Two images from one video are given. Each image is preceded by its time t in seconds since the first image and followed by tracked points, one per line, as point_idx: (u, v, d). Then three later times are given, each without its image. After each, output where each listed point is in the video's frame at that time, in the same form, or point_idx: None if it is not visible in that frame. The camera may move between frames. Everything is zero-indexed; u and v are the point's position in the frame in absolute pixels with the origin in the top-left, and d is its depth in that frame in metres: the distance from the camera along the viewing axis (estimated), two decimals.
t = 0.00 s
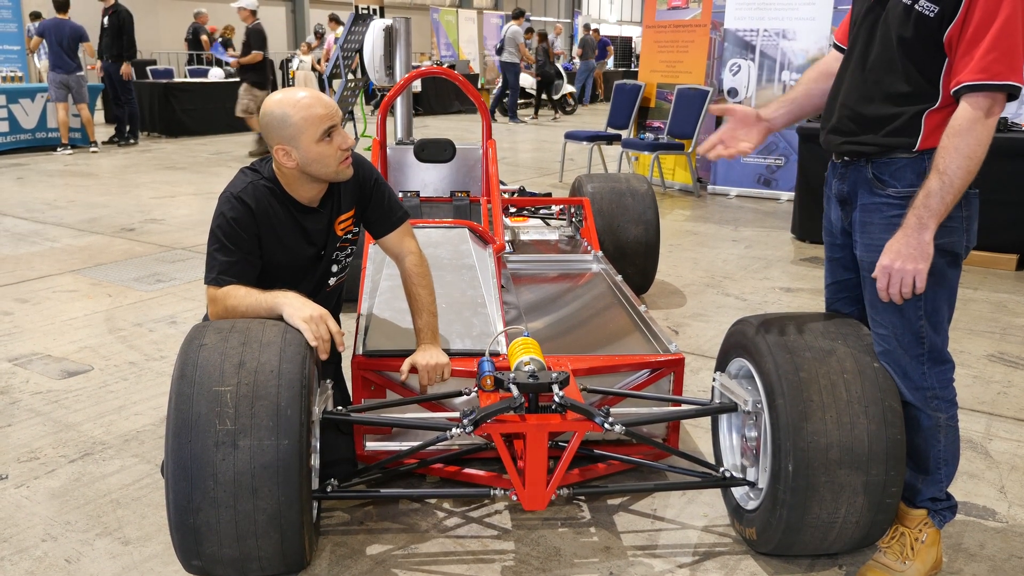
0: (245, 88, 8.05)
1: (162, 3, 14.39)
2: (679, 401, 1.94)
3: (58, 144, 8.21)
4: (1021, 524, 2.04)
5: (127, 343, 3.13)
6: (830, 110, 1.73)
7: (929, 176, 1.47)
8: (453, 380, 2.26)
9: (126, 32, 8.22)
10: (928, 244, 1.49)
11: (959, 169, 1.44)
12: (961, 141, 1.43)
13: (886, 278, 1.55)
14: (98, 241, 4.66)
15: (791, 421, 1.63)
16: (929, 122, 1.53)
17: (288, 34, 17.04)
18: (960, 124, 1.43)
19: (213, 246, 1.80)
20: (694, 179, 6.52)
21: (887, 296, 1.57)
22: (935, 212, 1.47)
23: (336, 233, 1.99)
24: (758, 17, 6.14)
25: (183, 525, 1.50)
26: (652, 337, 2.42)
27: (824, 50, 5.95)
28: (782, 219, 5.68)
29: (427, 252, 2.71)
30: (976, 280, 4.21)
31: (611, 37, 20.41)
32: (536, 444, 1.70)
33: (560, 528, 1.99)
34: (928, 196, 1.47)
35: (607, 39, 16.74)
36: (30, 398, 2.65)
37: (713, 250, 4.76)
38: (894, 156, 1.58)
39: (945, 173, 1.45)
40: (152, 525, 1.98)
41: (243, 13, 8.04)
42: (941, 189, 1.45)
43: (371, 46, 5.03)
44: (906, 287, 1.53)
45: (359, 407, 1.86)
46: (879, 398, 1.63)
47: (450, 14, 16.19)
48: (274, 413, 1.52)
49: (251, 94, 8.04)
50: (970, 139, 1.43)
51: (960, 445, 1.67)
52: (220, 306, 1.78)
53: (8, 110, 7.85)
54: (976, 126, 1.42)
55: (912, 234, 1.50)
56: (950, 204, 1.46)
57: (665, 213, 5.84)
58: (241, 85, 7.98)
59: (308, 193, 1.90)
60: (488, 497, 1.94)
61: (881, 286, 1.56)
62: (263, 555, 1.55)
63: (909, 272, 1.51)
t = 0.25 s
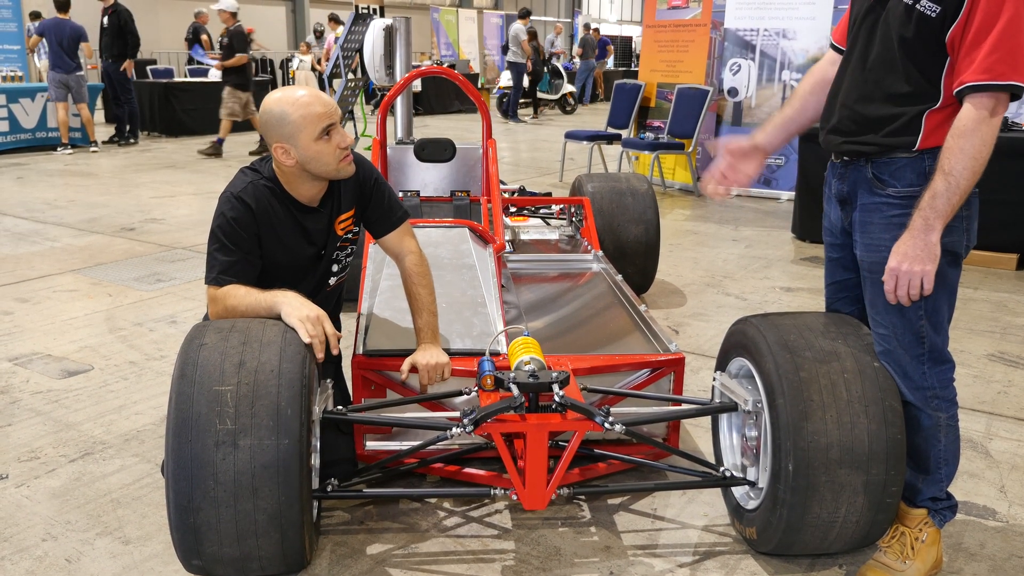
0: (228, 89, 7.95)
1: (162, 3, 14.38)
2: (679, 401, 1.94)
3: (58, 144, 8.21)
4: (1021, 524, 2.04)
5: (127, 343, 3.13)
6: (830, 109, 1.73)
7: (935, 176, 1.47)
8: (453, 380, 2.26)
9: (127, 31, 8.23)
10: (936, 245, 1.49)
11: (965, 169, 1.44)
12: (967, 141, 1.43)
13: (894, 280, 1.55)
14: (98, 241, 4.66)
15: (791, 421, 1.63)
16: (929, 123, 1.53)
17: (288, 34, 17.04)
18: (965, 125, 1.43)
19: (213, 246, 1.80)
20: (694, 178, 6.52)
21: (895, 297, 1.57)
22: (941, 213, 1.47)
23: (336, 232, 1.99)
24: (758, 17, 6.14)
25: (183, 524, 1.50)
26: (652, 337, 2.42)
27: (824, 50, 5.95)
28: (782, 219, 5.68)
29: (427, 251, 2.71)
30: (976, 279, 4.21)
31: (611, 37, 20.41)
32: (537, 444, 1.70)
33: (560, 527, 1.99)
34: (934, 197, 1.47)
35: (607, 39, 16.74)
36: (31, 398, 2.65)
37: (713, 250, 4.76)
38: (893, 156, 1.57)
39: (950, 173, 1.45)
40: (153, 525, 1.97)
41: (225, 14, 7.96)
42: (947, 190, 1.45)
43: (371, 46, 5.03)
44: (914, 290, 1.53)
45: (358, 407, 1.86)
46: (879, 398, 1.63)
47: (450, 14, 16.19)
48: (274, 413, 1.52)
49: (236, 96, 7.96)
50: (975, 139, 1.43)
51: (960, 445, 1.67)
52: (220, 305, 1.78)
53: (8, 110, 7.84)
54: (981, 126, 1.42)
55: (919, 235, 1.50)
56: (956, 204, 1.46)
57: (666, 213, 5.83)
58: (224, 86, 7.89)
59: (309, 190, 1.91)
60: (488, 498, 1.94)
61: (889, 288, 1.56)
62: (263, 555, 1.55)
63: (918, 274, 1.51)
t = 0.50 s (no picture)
0: (208, 88, 8.26)
1: (161, 2, 14.38)
2: (679, 400, 1.94)
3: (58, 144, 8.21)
4: (1022, 524, 2.04)
5: (127, 343, 3.13)
6: (830, 111, 1.73)
7: (933, 176, 1.47)
8: (453, 380, 2.26)
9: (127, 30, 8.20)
10: (934, 245, 1.50)
11: (962, 169, 1.43)
12: (963, 142, 1.42)
13: (893, 280, 1.56)
14: (98, 241, 4.66)
15: (791, 421, 1.63)
16: (927, 123, 1.52)
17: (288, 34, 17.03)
18: (961, 125, 1.42)
19: (213, 245, 1.80)
20: (694, 178, 6.52)
21: (894, 297, 1.58)
22: (939, 213, 1.47)
23: (336, 232, 1.99)
24: (758, 17, 6.14)
25: (182, 524, 1.50)
26: (652, 337, 2.42)
27: (824, 50, 5.95)
28: (782, 219, 5.68)
29: (427, 251, 2.71)
30: (976, 279, 4.21)
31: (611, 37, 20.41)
32: (536, 444, 1.70)
33: (560, 527, 1.99)
34: (931, 198, 1.47)
35: (607, 39, 16.73)
36: (30, 398, 2.65)
37: (713, 250, 4.76)
38: (892, 156, 1.57)
39: (947, 174, 1.45)
40: (153, 524, 1.98)
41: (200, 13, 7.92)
42: (944, 191, 1.45)
43: (371, 46, 5.03)
44: (913, 290, 1.54)
45: (359, 407, 1.86)
46: (879, 398, 1.63)
47: (450, 14, 16.19)
48: (274, 413, 1.52)
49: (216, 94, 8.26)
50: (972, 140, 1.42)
51: (960, 445, 1.67)
52: (220, 305, 1.78)
53: (8, 109, 7.84)
54: (977, 127, 1.42)
55: (917, 235, 1.50)
56: (954, 204, 1.46)
57: (665, 213, 5.83)
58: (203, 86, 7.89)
59: (301, 195, 1.91)
60: (488, 497, 1.94)
61: (887, 288, 1.57)
62: (263, 555, 1.55)
63: (915, 274, 1.52)
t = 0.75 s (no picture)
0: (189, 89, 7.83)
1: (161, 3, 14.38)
2: (679, 401, 1.94)
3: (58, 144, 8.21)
4: (1021, 524, 2.04)
5: (127, 343, 3.13)
6: (830, 111, 1.73)
7: (921, 175, 1.48)
8: (453, 380, 2.26)
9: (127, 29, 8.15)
10: (921, 244, 1.50)
11: (950, 169, 1.44)
12: (952, 142, 1.43)
13: (880, 278, 1.57)
14: (98, 241, 4.66)
15: (791, 421, 1.63)
16: (923, 124, 1.52)
17: (288, 34, 17.04)
18: (951, 125, 1.42)
19: (213, 246, 1.80)
20: (694, 179, 6.52)
21: (881, 295, 1.59)
22: (926, 213, 1.48)
23: (336, 232, 1.99)
24: (758, 17, 6.14)
25: (183, 524, 1.50)
26: (652, 337, 2.42)
27: (824, 50, 5.95)
28: (782, 219, 5.68)
29: (427, 251, 2.72)
30: (975, 280, 4.21)
31: (611, 37, 20.41)
32: (536, 444, 1.70)
33: (560, 528, 1.99)
34: (919, 197, 1.48)
35: (607, 39, 16.74)
36: (30, 398, 2.65)
37: (713, 250, 4.76)
38: (891, 156, 1.57)
39: (935, 173, 1.45)
40: (153, 525, 1.98)
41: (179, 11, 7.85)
42: (931, 190, 1.46)
43: (371, 46, 5.03)
44: (898, 288, 1.55)
45: (359, 407, 1.86)
46: (879, 398, 1.63)
47: (450, 14, 16.20)
48: (274, 413, 1.52)
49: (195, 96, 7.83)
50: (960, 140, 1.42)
51: (960, 445, 1.67)
52: (220, 306, 1.78)
53: (8, 110, 7.84)
54: (967, 126, 1.42)
55: (903, 234, 1.51)
56: (942, 203, 1.47)
57: (665, 213, 5.83)
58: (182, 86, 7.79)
59: (306, 195, 1.91)
60: (488, 497, 1.94)
61: (875, 286, 1.58)
62: (263, 555, 1.55)
63: (901, 272, 1.53)
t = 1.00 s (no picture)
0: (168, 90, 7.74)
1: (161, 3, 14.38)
2: (678, 400, 1.94)
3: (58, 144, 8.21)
4: (1021, 524, 2.04)
5: (127, 343, 3.13)
6: (830, 111, 1.73)
7: (917, 175, 1.48)
8: (452, 380, 2.26)
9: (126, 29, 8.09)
10: (914, 242, 1.51)
11: (946, 169, 1.44)
12: (948, 141, 1.43)
13: (872, 275, 1.58)
14: (97, 241, 4.66)
15: (790, 421, 1.63)
16: (923, 124, 1.52)
17: (288, 34, 17.05)
18: (948, 124, 1.43)
19: (213, 246, 1.80)
20: (693, 179, 6.52)
21: (873, 293, 1.60)
22: (920, 212, 1.48)
23: (335, 232, 1.99)
24: (757, 17, 6.15)
25: (182, 525, 1.50)
26: (652, 337, 2.42)
27: (824, 50, 5.95)
28: (782, 219, 5.68)
29: (427, 252, 2.72)
30: (975, 280, 4.21)
31: (611, 37, 20.42)
32: (536, 444, 1.70)
33: (560, 528, 1.99)
34: (914, 195, 1.48)
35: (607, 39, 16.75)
36: (30, 398, 2.65)
37: (713, 250, 4.76)
38: (891, 156, 1.57)
39: (931, 172, 1.45)
40: (152, 525, 1.98)
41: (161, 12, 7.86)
42: (926, 189, 1.46)
43: (371, 46, 5.03)
44: (890, 284, 1.55)
45: (358, 407, 1.86)
46: (878, 398, 1.63)
47: (450, 14, 16.21)
48: (273, 413, 1.52)
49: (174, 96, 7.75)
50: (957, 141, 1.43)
51: (960, 445, 1.67)
52: (219, 306, 1.78)
53: (8, 110, 7.84)
54: (964, 126, 1.42)
55: (897, 232, 1.52)
56: (937, 202, 1.47)
57: (665, 213, 5.84)
58: (162, 87, 7.73)
59: (306, 195, 1.91)
60: (488, 498, 1.94)
61: (867, 283, 1.59)
62: (262, 555, 1.55)
63: (893, 270, 1.53)
